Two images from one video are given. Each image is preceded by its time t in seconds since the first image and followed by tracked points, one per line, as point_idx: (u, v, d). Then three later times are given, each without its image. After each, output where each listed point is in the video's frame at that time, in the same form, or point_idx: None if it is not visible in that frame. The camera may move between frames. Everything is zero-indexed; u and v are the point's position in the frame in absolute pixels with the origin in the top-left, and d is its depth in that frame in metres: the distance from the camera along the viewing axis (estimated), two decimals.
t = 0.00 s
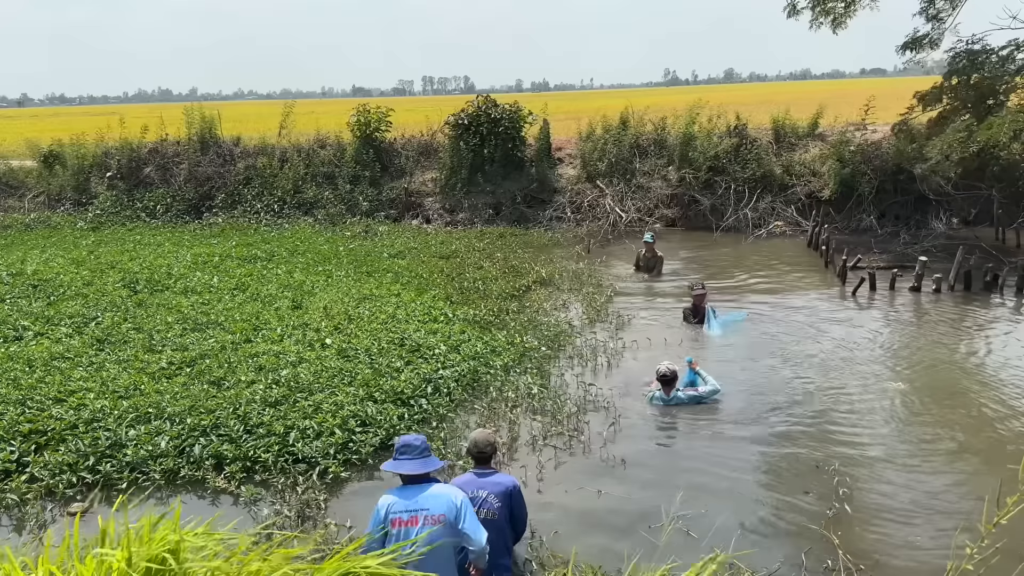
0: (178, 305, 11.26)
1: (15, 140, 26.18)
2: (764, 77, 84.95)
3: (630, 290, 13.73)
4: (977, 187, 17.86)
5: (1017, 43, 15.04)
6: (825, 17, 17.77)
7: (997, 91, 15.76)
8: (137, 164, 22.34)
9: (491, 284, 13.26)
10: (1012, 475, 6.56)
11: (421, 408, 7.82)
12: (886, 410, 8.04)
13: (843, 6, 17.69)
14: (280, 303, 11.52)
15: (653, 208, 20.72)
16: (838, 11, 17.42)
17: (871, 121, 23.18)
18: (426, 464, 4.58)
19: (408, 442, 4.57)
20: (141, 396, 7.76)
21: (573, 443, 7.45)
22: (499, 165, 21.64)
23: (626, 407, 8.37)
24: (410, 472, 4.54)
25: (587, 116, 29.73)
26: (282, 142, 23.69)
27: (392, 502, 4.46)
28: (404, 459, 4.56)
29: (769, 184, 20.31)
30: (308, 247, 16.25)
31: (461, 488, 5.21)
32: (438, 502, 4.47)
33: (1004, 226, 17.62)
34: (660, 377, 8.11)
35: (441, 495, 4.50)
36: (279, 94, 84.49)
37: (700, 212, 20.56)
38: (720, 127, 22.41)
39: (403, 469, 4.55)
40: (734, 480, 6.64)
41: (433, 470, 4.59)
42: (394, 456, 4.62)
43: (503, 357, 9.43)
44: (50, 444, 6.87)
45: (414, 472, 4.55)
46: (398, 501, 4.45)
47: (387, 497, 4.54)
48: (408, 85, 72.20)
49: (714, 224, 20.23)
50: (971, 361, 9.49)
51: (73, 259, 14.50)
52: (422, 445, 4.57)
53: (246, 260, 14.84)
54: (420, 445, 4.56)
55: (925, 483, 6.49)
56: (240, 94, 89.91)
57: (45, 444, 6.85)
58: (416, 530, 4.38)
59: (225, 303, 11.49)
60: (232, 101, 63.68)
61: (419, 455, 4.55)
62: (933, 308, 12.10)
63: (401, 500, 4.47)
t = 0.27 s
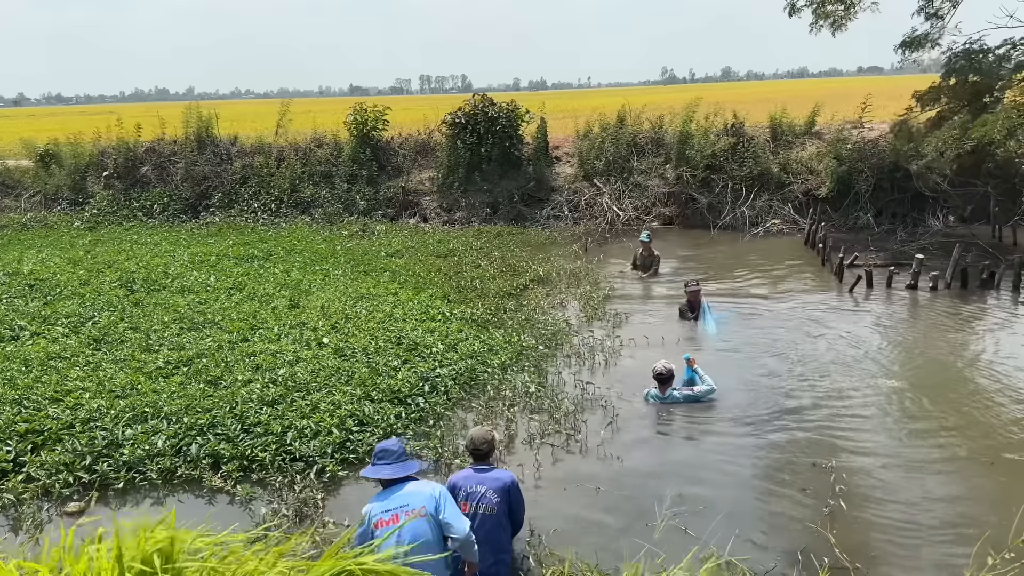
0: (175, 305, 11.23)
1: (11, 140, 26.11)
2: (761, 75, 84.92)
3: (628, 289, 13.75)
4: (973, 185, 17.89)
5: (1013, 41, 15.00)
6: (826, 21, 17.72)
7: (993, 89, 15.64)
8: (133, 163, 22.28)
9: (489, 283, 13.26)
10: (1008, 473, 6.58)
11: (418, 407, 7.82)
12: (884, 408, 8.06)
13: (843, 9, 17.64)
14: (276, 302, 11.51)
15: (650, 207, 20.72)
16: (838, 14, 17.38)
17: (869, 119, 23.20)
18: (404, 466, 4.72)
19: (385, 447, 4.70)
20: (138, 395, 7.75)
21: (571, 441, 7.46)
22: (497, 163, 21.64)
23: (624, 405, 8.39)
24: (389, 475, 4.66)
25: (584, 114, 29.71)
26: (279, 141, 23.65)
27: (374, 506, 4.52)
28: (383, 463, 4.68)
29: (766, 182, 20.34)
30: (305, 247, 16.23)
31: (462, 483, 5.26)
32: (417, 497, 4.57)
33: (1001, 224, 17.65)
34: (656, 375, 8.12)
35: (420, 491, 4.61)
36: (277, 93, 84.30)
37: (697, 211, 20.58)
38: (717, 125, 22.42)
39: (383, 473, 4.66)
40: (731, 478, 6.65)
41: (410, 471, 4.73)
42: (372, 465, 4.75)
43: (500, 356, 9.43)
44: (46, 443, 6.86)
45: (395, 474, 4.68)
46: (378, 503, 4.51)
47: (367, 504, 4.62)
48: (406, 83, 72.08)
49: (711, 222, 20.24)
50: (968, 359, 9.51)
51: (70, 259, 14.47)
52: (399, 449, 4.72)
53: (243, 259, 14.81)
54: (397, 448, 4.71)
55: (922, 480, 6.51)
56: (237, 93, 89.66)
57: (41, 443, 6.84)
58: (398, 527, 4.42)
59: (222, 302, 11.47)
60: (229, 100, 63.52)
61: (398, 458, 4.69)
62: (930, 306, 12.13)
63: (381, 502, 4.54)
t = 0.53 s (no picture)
0: (172, 303, 11.23)
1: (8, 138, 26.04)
2: (759, 73, 84.89)
3: (626, 287, 13.75)
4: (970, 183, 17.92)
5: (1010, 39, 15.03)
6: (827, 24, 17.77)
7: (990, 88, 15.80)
8: (131, 162, 22.25)
9: (487, 281, 13.26)
10: (1005, 470, 6.60)
11: (416, 406, 7.82)
12: (881, 406, 8.07)
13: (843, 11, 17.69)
14: (274, 301, 11.50)
15: (648, 205, 20.72)
16: (839, 16, 17.41)
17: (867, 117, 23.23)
18: (392, 467, 4.75)
19: (371, 449, 4.72)
20: (135, 394, 7.75)
21: (568, 439, 7.47)
22: (495, 162, 21.65)
23: (622, 403, 8.40)
24: (378, 477, 4.67)
25: (582, 112, 29.72)
26: (277, 139, 23.62)
27: (364, 507, 4.48)
28: (371, 465, 4.70)
29: (764, 180, 20.36)
30: (303, 245, 16.21)
31: (459, 480, 5.28)
32: (409, 494, 4.60)
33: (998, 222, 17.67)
34: (652, 374, 8.15)
35: (410, 489, 4.64)
36: (275, 90, 84.11)
37: (695, 209, 20.59)
38: (715, 123, 22.42)
39: (372, 475, 4.67)
40: (728, 476, 6.66)
41: (398, 471, 4.76)
42: (358, 467, 4.74)
43: (498, 354, 9.44)
44: (44, 442, 6.86)
45: (384, 475, 4.69)
46: (369, 503, 4.49)
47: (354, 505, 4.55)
48: (404, 81, 72.00)
49: (709, 220, 20.25)
50: (965, 357, 9.52)
51: (67, 257, 14.45)
52: (387, 449, 4.75)
53: (241, 257, 14.80)
54: (384, 449, 4.74)
55: (919, 478, 6.52)
56: (234, 91, 89.42)
57: (38, 442, 6.84)
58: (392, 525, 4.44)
59: (220, 300, 11.46)
60: (227, 98, 63.39)
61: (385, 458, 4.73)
62: (927, 304, 12.15)
63: (371, 502, 4.51)
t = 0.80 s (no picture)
0: (171, 301, 11.22)
1: (6, 136, 25.99)
2: (758, 71, 84.94)
3: (625, 285, 13.75)
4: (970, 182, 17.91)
5: (1010, 38, 15.03)
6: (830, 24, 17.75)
7: (991, 86, 15.82)
8: (130, 159, 22.22)
9: (486, 280, 13.26)
10: (1004, 469, 6.61)
11: (415, 404, 7.83)
12: (880, 405, 8.08)
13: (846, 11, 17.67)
14: (273, 299, 11.49)
15: (647, 203, 20.70)
16: (842, 16, 17.40)
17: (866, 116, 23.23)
18: (377, 466, 4.70)
19: (355, 449, 4.68)
20: (134, 391, 7.75)
21: (568, 438, 7.47)
22: (493, 160, 21.64)
23: (622, 402, 8.40)
24: (366, 477, 4.63)
25: (582, 110, 29.69)
26: (276, 137, 23.60)
27: (356, 505, 4.51)
28: (358, 466, 4.65)
29: (763, 179, 20.37)
30: (302, 243, 16.20)
31: (457, 475, 5.31)
32: (400, 490, 4.64)
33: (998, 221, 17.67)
34: (651, 374, 8.17)
35: (401, 486, 4.68)
36: (274, 88, 83.95)
37: (694, 207, 20.60)
38: (714, 121, 22.42)
39: (359, 476, 4.62)
40: (728, 475, 6.67)
41: (386, 470, 4.74)
42: (343, 469, 4.69)
43: (497, 352, 9.44)
44: (43, 440, 6.86)
45: (372, 475, 4.65)
46: (362, 501, 4.52)
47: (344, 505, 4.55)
48: (403, 79, 71.93)
49: (708, 219, 20.25)
50: (964, 356, 9.54)
51: (66, 255, 14.44)
52: (370, 450, 4.70)
53: (240, 256, 14.79)
54: (369, 449, 4.70)
55: (918, 477, 6.53)
56: (233, 89, 89.32)
57: (38, 440, 6.84)
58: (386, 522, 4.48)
59: (219, 298, 11.46)
60: (226, 96, 63.30)
61: (370, 458, 4.68)
62: (926, 303, 12.16)
63: (363, 501, 4.53)
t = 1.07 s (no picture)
0: (172, 299, 11.23)
1: (6, 133, 25.97)
2: (758, 70, 84.97)
3: (625, 283, 13.76)
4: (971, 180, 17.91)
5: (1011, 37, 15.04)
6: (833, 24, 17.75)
7: (991, 85, 15.79)
8: (130, 157, 22.20)
9: (486, 278, 13.26)
10: (1005, 469, 6.61)
11: (415, 402, 7.84)
12: (880, 404, 8.09)
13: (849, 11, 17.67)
14: (274, 297, 11.49)
15: (648, 201, 20.69)
16: (845, 16, 17.39)
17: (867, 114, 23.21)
18: (368, 465, 4.70)
19: (348, 447, 4.69)
20: (135, 389, 7.76)
21: (568, 436, 7.48)
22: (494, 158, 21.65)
23: (622, 400, 8.41)
24: (354, 476, 4.64)
25: (582, 109, 29.66)
26: (277, 135, 23.59)
27: (343, 502, 4.53)
28: (348, 464, 4.66)
29: (763, 177, 20.37)
30: (303, 240, 16.20)
31: (458, 467, 5.35)
32: (386, 488, 4.67)
33: (998, 220, 17.66)
34: (652, 375, 8.12)
35: (389, 483, 4.71)
36: (273, 86, 83.80)
37: (695, 206, 20.60)
38: (715, 120, 22.41)
39: (349, 475, 4.64)
40: (728, 473, 6.68)
41: (376, 468, 4.74)
42: (335, 466, 4.71)
43: (497, 350, 9.44)
44: (43, 437, 6.87)
45: (361, 473, 4.66)
46: (350, 498, 4.54)
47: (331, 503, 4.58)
48: (403, 77, 71.90)
49: (709, 217, 20.24)
50: (964, 355, 9.54)
51: (67, 252, 14.44)
52: (360, 450, 4.68)
53: (240, 253, 14.79)
54: (360, 448, 4.69)
55: (918, 476, 6.55)
56: (234, 87, 89.26)
57: (38, 437, 6.84)
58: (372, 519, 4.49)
59: (220, 296, 11.46)
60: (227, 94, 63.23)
61: (360, 456, 4.67)
62: (927, 302, 12.16)
63: (350, 499, 4.55)
